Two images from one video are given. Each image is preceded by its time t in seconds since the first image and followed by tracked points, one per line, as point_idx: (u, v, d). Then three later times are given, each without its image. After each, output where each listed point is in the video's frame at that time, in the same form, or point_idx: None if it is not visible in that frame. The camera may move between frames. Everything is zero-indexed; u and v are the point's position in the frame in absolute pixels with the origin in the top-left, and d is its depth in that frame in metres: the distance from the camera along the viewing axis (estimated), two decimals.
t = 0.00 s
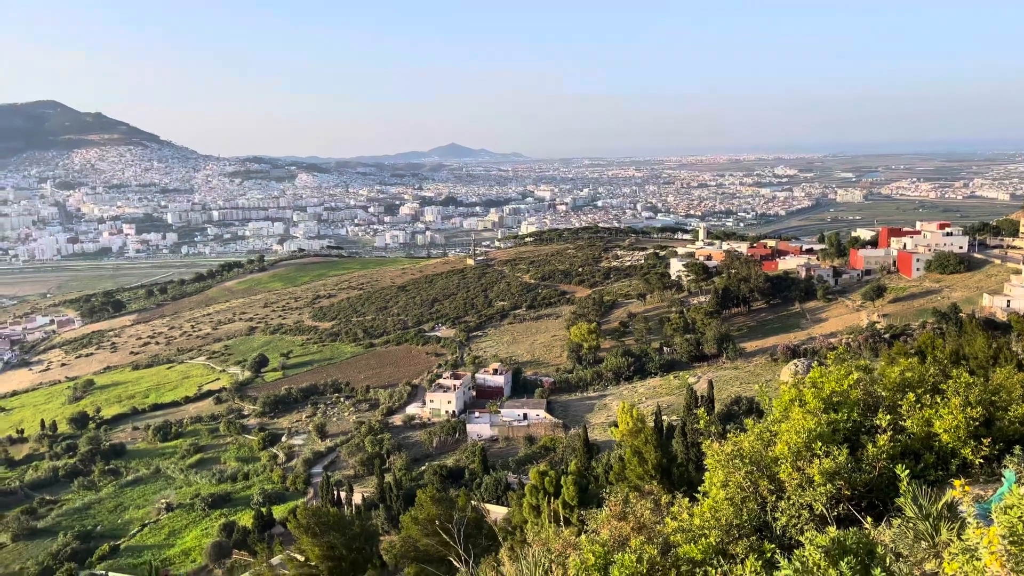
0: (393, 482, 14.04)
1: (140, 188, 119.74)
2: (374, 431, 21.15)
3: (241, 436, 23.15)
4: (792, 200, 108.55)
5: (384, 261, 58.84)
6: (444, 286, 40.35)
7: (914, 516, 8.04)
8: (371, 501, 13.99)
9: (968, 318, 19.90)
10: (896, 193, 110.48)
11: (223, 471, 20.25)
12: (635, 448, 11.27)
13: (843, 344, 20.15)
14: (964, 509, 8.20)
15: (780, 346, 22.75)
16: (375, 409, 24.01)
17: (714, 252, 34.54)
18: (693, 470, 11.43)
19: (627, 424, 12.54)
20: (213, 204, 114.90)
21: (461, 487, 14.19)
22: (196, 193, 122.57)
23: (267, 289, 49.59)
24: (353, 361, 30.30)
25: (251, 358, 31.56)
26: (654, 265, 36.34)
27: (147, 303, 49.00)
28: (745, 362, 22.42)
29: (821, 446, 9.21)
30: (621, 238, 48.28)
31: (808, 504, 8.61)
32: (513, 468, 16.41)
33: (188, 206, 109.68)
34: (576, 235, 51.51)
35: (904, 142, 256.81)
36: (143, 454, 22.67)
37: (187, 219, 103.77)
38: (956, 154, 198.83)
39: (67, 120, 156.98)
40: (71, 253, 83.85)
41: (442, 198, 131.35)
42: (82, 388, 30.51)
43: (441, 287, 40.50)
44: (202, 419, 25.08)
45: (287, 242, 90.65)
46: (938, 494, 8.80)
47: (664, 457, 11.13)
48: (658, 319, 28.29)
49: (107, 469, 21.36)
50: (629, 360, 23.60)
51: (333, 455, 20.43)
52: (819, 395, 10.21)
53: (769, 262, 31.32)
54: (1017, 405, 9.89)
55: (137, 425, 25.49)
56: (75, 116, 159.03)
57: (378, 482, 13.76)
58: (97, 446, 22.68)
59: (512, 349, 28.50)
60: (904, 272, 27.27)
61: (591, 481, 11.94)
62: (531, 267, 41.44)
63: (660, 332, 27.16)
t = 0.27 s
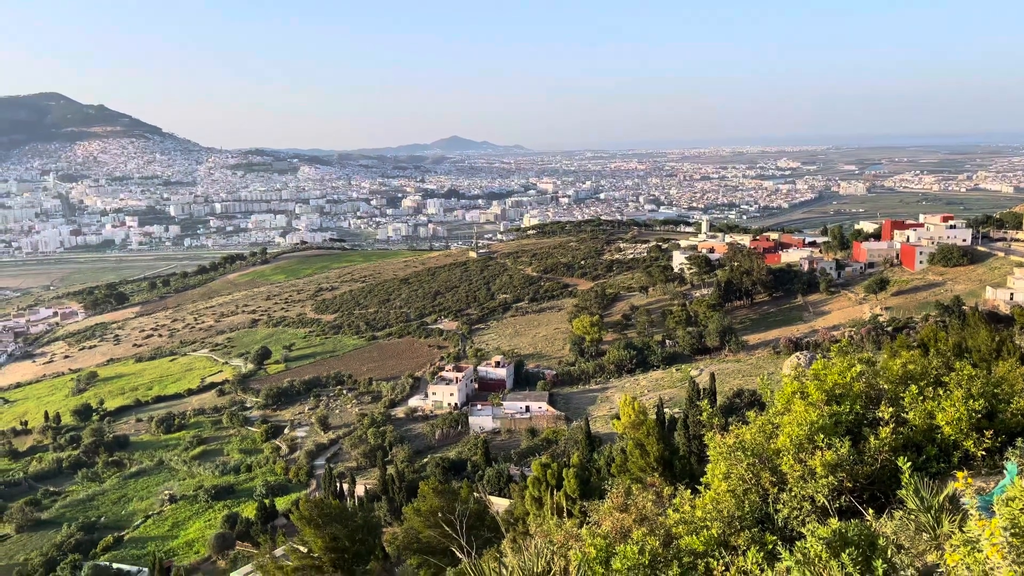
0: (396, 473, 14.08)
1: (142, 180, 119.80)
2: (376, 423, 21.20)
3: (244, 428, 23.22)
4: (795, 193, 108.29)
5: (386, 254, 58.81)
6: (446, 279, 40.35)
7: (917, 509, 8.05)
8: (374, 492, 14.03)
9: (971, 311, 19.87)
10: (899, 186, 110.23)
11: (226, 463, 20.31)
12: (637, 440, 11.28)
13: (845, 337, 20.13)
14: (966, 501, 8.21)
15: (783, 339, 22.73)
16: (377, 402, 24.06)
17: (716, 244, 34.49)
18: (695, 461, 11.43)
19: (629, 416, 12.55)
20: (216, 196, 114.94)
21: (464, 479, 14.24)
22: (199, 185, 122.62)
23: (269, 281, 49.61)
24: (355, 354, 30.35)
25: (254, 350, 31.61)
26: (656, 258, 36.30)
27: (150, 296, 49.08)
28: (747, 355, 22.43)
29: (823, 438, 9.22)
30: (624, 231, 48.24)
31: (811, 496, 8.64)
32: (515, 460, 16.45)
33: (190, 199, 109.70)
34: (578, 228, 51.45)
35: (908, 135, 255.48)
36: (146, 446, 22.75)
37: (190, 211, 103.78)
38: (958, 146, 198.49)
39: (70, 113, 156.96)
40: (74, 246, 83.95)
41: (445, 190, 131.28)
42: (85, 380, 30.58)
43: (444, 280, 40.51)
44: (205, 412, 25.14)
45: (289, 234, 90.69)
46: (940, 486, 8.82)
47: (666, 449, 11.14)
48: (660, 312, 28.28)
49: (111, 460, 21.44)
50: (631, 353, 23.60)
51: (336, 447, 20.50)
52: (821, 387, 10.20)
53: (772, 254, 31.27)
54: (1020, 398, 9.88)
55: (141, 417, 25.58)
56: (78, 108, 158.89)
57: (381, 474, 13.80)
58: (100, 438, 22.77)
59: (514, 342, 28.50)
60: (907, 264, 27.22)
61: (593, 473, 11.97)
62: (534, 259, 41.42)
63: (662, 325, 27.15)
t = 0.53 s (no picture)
0: (398, 466, 14.13)
1: (145, 172, 119.87)
2: (379, 415, 21.26)
3: (247, 420, 23.28)
4: (798, 185, 108.07)
5: (388, 246, 58.82)
6: (449, 271, 40.36)
7: (918, 500, 8.07)
8: (377, 484, 14.07)
9: (974, 303, 19.85)
10: (902, 178, 109.92)
11: (230, 455, 20.37)
12: (639, 433, 11.30)
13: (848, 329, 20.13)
14: (968, 493, 8.21)
15: (785, 331, 22.72)
16: (379, 394, 24.11)
17: (719, 237, 34.44)
18: (697, 454, 11.43)
19: (631, 409, 12.55)
20: (218, 189, 115.00)
21: (466, 471, 14.29)
22: (201, 177, 122.64)
23: (272, 274, 49.65)
24: (358, 346, 30.39)
25: (256, 342, 31.66)
26: (659, 251, 36.25)
27: (153, 288, 49.17)
28: (749, 347, 22.44)
29: (825, 430, 9.21)
30: (626, 223, 48.17)
31: (813, 488, 8.65)
32: (517, 453, 16.48)
33: (193, 191, 109.79)
34: (581, 220, 51.39)
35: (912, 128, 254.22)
36: (149, 438, 22.83)
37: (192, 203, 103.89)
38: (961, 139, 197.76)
39: (71, 105, 156.84)
40: (77, 238, 84.11)
41: (447, 183, 131.14)
42: (89, 372, 30.68)
43: (446, 272, 40.51)
44: (208, 404, 25.21)
45: (291, 227, 90.72)
46: (941, 478, 8.82)
47: (667, 442, 11.15)
48: (663, 305, 28.29)
49: (114, 452, 21.51)
50: (633, 345, 23.60)
51: (338, 439, 20.55)
52: (824, 379, 10.19)
53: (775, 247, 31.23)
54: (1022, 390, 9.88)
55: (144, 409, 25.66)
56: (79, 100, 158.63)
57: (383, 466, 13.84)
58: (103, 429, 22.85)
59: (516, 335, 28.53)
60: (910, 257, 27.17)
61: (595, 465, 11.98)
62: (536, 252, 41.40)
63: (664, 318, 27.17)
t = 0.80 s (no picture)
0: (401, 458, 14.17)
1: (147, 164, 119.84)
2: (382, 407, 21.32)
3: (250, 412, 23.35)
4: (801, 177, 107.84)
5: (391, 238, 58.83)
6: (451, 264, 40.37)
7: (920, 491, 8.07)
8: (379, 476, 14.12)
9: (977, 295, 19.84)
10: (906, 169, 109.62)
11: (233, 447, 20.43)
12: (641, 425, 11.31)
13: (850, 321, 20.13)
14: (970, 484, 8.22)
15: (788, 323, 22.71)
16: (382, 386, 24.17)
17: (722, 229, 34.41)
18: (699, 446, 11.44)
19: (633, 401, 12.56)
20: (221, 181, 114.97)
21: (468, 463, 14.33)
22: (203, 170, 122.63)
23: (274, 266, 49.69)
24: (360, 338, 30.44)
25: (259, 334, 31.71)
26: (661, 242, 36.22)
27: (156, 280, 49.22)
28: (751, 339, 22.45)
29: (827, 422, 9.21)
30: (629, 215, 48.11)
31: (814, 479, 8.66)
32: (519, 445, 16.52)
33: (195, 183, 109.80)
34: (583, 212, 51.32)
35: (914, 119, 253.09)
36: (153, 430, 22.91)
37: (194, 196, 103.90)
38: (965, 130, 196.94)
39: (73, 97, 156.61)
40: (80, 230, 84.20)
41: (449, 175, 130.96)
42: (92, 364, 30.75)
43: (448, 264, 40.52)
44: (211, 396, 25.28)
45: (294, 219, 90.73)
46: (943, 468, 8.83)
47: (669, 433, 11.16)
48: (665, 297, 28.30)
49: (118, 444, 21.58)
50: (636, 338, 23.60)
51: (341, 431, 20.60)
52: (825, 370, 10.17)
53: (778, 239, 31.20)
54: None
55: (147, 401, 25.74)
56: (81, 93, 158.43)
57: (386, 458, 13.89)
58: (107, 421, 22.92)
59: (519, 327, 28.56)
60: (913, 249, 27.13)
61: (597, 457, 12.01)
62: (538, 244, 41.37)
63: (667, 310, 27.18)
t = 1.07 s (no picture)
0: (403, 450, 14.21)
1: (149, 156, 119.82)
2: (384, 399, 21.37)
3: (253, 404, 23.40)
4: (804, 168, 107.60)
5: (393, 230, 58.83)
6: (453, 256, 40.35)
7: (922, 483, 8.08)
8: (382, 468, 14.16)
9: (980, 287, 19.79)
10: (909, 161, 109.31)
11: (236, 439, 20.49)
12: (643, 417, 11.32)
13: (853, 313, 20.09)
14: (972, 475, 8.22)
15: (790, 316, 22.68)
16: (385, 378, 24.19)
17: (724, 221, 34.35)
18: (701, 437, 11.45)
19: (635, 393, 12.56)
20: (223, 173, 114.95)
21: (471, 455, 14.36)
22: (205, 162, 122.57)
23: (277, 258, 49.69)
24: (363, 330, 30.46)
25: (262, 327, 31.74)
26: (664, 235, 36.15)
27: (158, 273, 49.26)
28: (754, 332, 22.43)
29: (829, 413, 9.21)
30: (631, 207, 48.05)
31: (816, 471, 8.67)
32: (521, 437, 16.54)
33: (197, 175, 109.79)
34: (585, 205, 51.24)
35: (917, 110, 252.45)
36: (156, 422, 22.97)
37: (197, 188, 103.93)
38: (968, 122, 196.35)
39: (75, 89, 156.42)
40: (82, 223, 84.28)
41: (451, 167, 130.76)
42: (95, 356, 30.81)
43: (450, 257, 40.50)
44: (214, 387, 25.34)
45: (296, 212, 90.72)
46: (945, 460, 8.82)
47: (672, 425, 11.17)
48: (667, 289, 28.28)
49: (121, 436, 21.64)
50: (638, 330, 23.57)
51: (344, 423, 20.64)
52: (827, 362, 10.16)
53: (780, 231, 31.14)
54: None
55: (150, 393, 25.80)
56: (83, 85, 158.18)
57: (389, 450, 13.93)
58: (110, 413, 22.98)
59: (521, 319, 28.56)
60: (916, 241, 27.06)
61: (599, 448, 12.03)
62: (541, 236, 41.33)
63: (669, 302, 27.16)
